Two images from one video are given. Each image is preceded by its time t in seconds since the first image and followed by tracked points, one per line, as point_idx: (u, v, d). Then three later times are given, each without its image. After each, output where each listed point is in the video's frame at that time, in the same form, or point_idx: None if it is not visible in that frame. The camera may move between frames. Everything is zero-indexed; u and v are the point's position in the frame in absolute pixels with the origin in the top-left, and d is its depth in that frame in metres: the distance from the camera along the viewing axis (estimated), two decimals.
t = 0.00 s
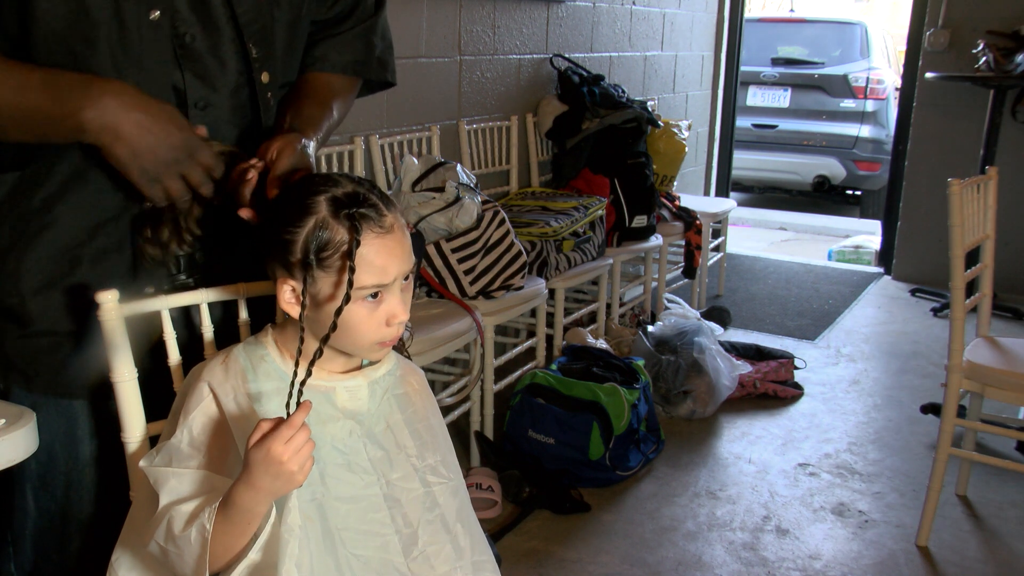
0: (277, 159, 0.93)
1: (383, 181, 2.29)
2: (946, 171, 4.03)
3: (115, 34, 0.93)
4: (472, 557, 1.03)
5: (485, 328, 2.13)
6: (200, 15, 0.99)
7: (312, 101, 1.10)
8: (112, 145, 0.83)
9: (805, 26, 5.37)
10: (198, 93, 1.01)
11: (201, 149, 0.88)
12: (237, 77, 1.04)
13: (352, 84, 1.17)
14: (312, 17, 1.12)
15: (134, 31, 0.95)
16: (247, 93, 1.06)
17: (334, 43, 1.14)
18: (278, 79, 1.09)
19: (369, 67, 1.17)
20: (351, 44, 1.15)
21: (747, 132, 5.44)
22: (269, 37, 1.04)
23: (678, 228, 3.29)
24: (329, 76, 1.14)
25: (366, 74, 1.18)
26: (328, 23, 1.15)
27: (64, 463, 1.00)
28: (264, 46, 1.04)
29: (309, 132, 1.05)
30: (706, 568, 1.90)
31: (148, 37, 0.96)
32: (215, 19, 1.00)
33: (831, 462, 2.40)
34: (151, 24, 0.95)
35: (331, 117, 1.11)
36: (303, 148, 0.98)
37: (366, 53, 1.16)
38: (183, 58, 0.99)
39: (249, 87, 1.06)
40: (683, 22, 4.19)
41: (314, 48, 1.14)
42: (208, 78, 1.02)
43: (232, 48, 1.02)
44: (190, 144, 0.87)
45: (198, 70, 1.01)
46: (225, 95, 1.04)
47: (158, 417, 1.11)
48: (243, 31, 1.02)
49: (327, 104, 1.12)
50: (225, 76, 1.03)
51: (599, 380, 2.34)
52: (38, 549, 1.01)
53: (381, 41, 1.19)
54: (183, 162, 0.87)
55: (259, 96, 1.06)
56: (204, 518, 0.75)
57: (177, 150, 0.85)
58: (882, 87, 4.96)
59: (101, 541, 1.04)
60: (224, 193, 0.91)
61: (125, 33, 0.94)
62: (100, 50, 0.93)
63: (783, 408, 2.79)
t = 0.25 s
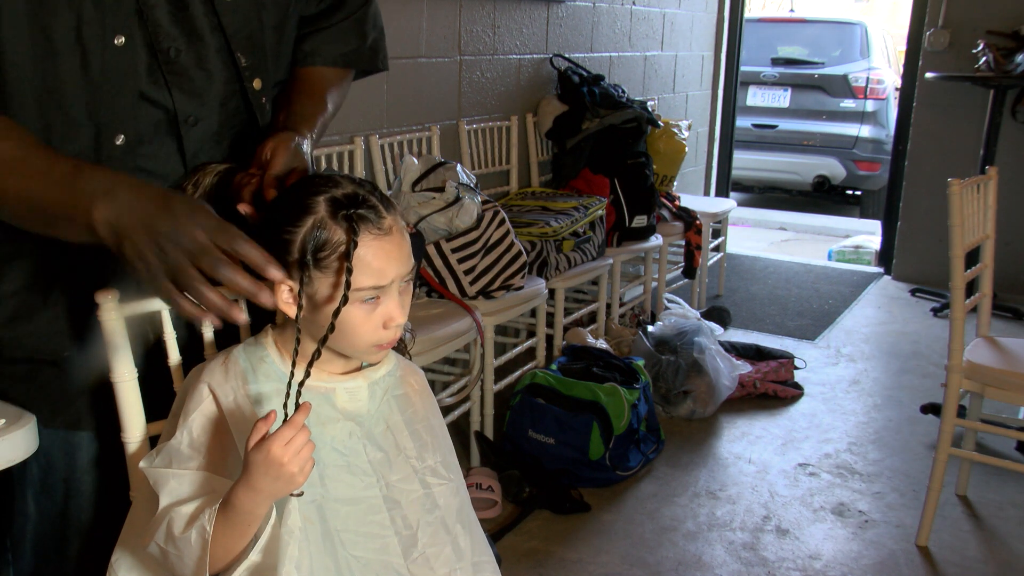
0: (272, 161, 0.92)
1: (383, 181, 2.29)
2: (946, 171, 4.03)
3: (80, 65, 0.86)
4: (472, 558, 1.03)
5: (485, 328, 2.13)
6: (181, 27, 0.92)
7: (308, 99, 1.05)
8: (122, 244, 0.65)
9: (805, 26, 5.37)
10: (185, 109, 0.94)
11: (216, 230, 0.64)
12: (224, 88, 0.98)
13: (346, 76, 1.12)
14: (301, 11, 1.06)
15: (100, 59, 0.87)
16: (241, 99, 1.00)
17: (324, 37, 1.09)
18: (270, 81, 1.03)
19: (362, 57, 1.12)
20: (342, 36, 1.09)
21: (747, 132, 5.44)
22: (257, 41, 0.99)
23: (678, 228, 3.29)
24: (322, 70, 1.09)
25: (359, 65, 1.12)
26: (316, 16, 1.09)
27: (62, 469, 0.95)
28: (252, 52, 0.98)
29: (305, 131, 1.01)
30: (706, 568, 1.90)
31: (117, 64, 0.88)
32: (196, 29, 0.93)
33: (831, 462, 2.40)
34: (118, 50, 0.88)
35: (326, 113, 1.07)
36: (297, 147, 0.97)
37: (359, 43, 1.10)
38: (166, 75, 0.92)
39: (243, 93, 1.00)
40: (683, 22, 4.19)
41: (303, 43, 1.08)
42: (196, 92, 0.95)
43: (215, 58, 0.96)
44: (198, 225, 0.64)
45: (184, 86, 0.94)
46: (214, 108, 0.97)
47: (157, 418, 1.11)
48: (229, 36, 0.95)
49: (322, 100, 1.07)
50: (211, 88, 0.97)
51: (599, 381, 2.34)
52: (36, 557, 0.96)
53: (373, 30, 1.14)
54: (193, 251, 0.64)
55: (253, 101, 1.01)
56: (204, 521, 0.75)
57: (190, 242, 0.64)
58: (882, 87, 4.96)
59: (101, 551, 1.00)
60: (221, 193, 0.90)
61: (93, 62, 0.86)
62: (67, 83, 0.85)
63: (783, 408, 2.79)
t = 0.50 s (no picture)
0: (267, 161, 0.93)
1: (383, 181, 2.29)
2: (946, 171, 4.03)
3: (87, 83, 0.86)
4: (472, 557, 1.03)
5: (485, 328, 2.13)
6: (182, 37, 0.92)
7: (304, 97, 1.06)
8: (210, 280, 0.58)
9: (805, 26, 5.37)
10: (188, 118, 0.95)
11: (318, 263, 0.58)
12: (225, 93, 0.99)
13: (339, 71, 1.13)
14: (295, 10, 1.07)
15: (106, 76, 0.87)
16: (242, 101, 1.01)
17: (318, 33, 1.09)
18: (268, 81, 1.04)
19: (354, 52, 1.13)
20: (335, 32, 1.10)
21: (747, 132, 5.44)
22: (257, 44, 0.99)
23: (678, 228, 3.29)
24: (316, 65, 1.09)
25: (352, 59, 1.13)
26: (309, 12, 1.09)
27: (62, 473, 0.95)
28: (252, 55, 0.99)
29: (301, 129, 1.02)
30: (706, 568, 1.90)
31: (122, 79, 0.88)
32: (197, 38, 0.94)
33: (831, 462, 2.40)
34: (122, 66, 0.88)
35: (321, 109, 1.08)
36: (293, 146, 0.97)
37: (351, 38, 1.11)
38: (169, 86, 0.92)
39: (244, 96, 1.01)
40: (683, 22, 4.19)
41: (297, 39, 1.09)
42: (198, 100, 0.95)
43: (216, 64, 0.96)
44: (299, 262, 0.57)
45: (186, 95, 0.94)
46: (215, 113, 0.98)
47: (157, 417, 1.11)
48: (231, 43, 0.96)
49: (318, 97, 1.08)
50: (212, 95, 0.97)
51: (599, 380, 2.34)
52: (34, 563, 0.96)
53: (364, 23, 1.14)
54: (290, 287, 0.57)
55: (253, 103, 1.01)
56: (204, 518, 0.75)
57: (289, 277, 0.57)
58: (882, 87, 4.96)
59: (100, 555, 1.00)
60: (220, 193, 0.89)
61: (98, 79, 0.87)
62: (73, 100, 0.85)
63: (783, 408, 2.79)
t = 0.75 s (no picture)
0: (267, 161, 0.93)
1: (383, 181, 2.29)
2: (946, 171, 4.03)
3: (97, 83, 0.86)
4: (472, 557, 1.03)
5: (485, 328, 2.13)
6: (194, 38, 0.93)
7: (308, 100, 1.06)
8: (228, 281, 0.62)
9: (805, 26, 5.37)
10: (198, 120, 0.95)
11: (328, 264, 0.64)
12: (234, 96, 0.99)
13: (340, 74, 1.13)
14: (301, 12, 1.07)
15: (116, 77, 0.87)
16: (250, 104, 1.01)
17: (322, 37, 1.08)
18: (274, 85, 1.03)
19: (357, 57, 1.12)
20: (339, 36, 1.09)
21: (747, 132, 5.44)
22: (265, 45, 1.00)
23: (678, 228, 3.29)
24: (318, 68, 1.10)
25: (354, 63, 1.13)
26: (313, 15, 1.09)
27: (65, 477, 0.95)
28: (261, 58, 0.99)
29: (302, 131, 1.02)
30: (706, 568, 1.90)
31: (133, 81, 0.89)
32: (208, 40, 0.94)
33: (831, 462, 2.40)
34: (133, 67, 0.88)
35: (323, 112, 1.08)
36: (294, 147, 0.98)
37: (354, 43, 1.11)
38: (180, 88, 0.92)
39: (252, 99, 1.01)
40: (683, 22, 4.19)
41: (300, 43, 1.08)
42: (207, 102, 0.95)
43: (226, 67, 0.97)
44: (313, 263, 0.63)
45: (197, 97, 0.94)
46: (224, 116, 0.98)
47: (158, 417, 1.11)
48: (241, 46, 0.97)
49: (320, 99, 1.08)
50: (221, 97, 0.97)
51: (599, 380, 2.34)
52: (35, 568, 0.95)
53: (366, 27, 1.14)
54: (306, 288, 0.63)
55: (260, 106, 1.02)
56: (204, 517, 0.75)
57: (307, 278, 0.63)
58: (882, 87, 4.96)
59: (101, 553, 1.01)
60: (220, 195, 0.90)
61: (109, 79, 0.87)
62: (82, 100, 0.86)
63: (783, 408, 2.79)
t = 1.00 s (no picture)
0: (270, 161, 0.93)
1: (383, 181, 2.29)
2: (946, 171, 4.03)
3: (103, 81, 0.86)
4: (472, 557, 1.03)
5: (485, 328, 2.13)
6: (201, 39, 0.93)
7: (312, 103, 1.07)
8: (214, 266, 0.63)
9: (805, 26, 5.37)
10: (204, 121, 0.95)
11: (310, 242, 0.66)
12: (239, 97, 0.99)
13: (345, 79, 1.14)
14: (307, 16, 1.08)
15: (121, 76, 0.87)
16: (256, 106, 1.02)
17: (328, 40, 1.10)
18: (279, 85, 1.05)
19: (362, 60, 1.13)
20: (343, 39, 1.11)
21: (747, 132, 5.44)
22: (272, 47, 1.00)
23: (678, 228, 3.29)
24: (322, 72, 1.11)
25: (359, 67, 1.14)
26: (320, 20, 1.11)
27: (67, 477, 0.95)
28: (268, 60, 1.00)
29: (306, 133, 1.01)
30: (706, 568, 1.90)
31: (138, 81, 0.89)
32: (215, 40, 0.95)
33: (831, 462, 2.40)
34: (138, 67, 0.89)
35: (327, 114, 1.08)
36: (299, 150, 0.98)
37: (360, 46, 1.12)
38: (186, 88, 0.93)
39: (258, 101, 1.01)
40: (683, 22, 4.19)
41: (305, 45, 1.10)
42: (213, 104, 0.96)
43: (232, 69, 0.97)
44: (295, 241, 0.65)
45: (202, 98, 0.95)
46: (230, 118, 0.98)
47: (158, 417, 1.11)
48: (248, 48, 0.97)
49: (325, 102, 1.08)
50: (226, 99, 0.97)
51: (599, 380, 2.34)
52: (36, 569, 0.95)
53: (372, 33, 1.15)
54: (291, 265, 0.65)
55: (266, 107, 1.02)
56: (207, 516, 0.76)
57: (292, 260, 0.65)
58: (882, 87, 4.96)
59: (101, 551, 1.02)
60: (222, 194, 0.90)
61: (113, 78, 0.87)
62: (87, 99, 0.85)
63: (783, 408, 2.79)
